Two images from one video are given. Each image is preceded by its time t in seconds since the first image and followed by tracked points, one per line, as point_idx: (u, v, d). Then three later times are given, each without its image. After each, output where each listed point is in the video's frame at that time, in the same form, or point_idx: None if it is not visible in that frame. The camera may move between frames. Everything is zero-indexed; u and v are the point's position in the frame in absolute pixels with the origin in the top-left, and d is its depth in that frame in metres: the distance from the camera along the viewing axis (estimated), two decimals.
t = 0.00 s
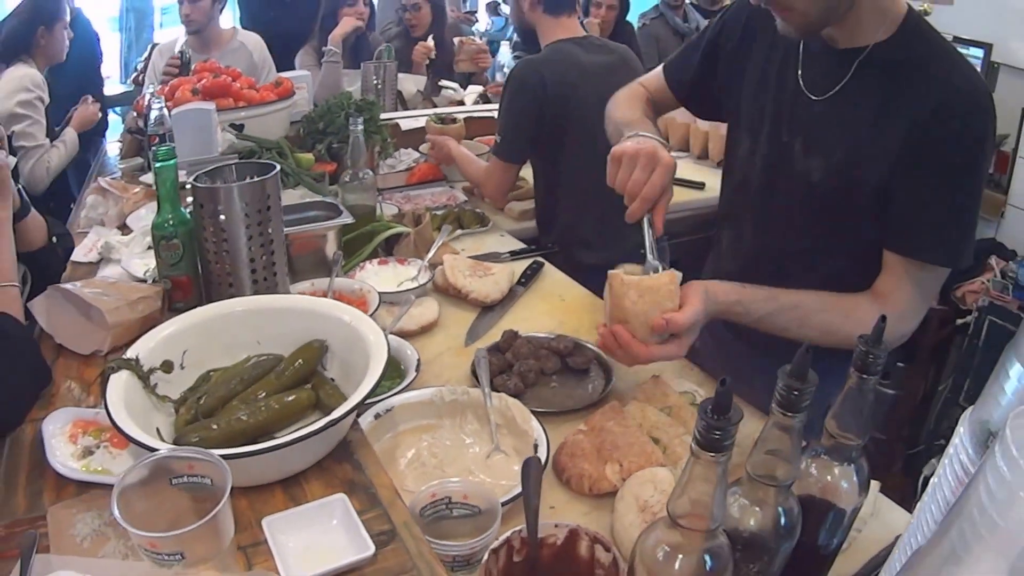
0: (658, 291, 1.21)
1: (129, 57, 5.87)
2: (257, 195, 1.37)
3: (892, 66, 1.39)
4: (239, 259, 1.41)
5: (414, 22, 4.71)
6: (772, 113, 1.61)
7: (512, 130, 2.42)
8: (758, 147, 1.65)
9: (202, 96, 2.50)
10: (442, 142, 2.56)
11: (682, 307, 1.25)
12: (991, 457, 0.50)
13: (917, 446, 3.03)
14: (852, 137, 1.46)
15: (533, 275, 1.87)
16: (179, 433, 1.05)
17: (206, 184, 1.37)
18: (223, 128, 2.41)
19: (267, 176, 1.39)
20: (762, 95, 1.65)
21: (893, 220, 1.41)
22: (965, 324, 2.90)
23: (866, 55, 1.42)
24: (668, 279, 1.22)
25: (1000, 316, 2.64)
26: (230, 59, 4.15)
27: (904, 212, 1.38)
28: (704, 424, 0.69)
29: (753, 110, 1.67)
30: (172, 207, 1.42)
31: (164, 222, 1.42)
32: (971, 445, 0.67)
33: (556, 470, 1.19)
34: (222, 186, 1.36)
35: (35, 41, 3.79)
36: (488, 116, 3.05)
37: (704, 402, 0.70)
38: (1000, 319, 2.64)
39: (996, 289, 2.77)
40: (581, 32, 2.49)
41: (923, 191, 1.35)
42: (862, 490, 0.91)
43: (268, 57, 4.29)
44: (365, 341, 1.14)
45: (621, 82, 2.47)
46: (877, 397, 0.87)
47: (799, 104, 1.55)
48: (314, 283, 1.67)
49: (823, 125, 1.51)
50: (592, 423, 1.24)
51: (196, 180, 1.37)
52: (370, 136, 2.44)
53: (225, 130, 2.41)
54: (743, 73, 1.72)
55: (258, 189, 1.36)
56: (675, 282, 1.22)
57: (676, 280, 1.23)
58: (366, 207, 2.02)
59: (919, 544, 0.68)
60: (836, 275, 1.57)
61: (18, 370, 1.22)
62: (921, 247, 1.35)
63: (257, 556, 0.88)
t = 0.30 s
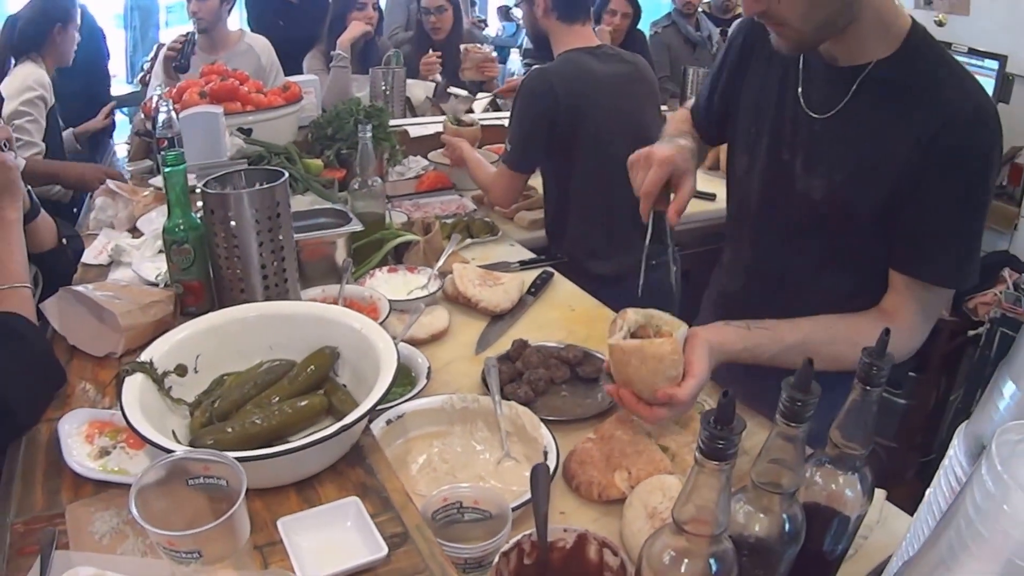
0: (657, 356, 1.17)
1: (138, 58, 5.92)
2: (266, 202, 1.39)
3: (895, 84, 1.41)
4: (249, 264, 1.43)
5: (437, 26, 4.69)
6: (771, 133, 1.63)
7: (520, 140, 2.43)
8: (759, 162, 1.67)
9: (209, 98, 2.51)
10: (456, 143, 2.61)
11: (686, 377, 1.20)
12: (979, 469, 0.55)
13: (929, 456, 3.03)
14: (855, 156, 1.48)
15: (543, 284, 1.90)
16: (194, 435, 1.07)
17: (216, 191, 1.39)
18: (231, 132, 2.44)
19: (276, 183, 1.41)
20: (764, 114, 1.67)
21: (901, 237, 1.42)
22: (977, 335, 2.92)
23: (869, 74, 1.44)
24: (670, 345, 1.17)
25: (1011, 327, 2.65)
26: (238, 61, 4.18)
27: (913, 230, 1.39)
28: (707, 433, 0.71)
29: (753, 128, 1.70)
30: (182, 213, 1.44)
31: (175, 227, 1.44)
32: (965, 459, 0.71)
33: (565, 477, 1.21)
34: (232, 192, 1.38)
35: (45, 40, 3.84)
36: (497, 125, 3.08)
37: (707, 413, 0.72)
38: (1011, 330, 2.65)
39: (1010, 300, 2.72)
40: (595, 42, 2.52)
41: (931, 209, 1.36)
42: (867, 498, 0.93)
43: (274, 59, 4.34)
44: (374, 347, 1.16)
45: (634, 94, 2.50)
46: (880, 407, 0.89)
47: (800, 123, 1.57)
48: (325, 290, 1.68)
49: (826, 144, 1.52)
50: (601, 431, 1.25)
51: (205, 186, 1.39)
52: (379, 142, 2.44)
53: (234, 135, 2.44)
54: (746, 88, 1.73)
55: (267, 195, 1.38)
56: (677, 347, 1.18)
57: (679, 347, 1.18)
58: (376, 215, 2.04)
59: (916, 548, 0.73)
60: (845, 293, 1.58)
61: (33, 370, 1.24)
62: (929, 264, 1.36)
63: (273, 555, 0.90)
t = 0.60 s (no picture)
0: (658, 373, 1.19)
1: (141, 58, 5.92)
2: (270, 204, 1.38)
3: (891, 92, 1.40)
4: (253, 267, 1.43)
5: (447, 29, 4.72)
6: (772, 140, 1.62)
7: (524, 149, 2.46)
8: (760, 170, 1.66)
9: (214, 100, 2.52)
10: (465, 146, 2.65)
11: (689, 394, 1.22)
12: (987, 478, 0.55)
13: (927, 462, 3.04)
14: (852, 164, 1.47)
15: (544, 289, 1.90)
16: (196, 437, 1.07)
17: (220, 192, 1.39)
18: (235, 134, 2.44)
19: (280, 186, 1.41)
20: (760, 122, 1.67)
21: (900, 244, 1.42)
22: (977, 342, 2.93)
23: (864, 82, 1.43)
24: (672, 360, 1.20)
25: (1011, 334, 2.66)
26: (243, 63, 4.19)
27: (912, 237, 1.39)
28: (712, 441, 0.71)
29: (754, 135, 1.69)
30: (186, 214, 1.45)
31: (179, 228, 1.45)
32: (970, 470, 0.72)
33: (566, 480, 1.21)
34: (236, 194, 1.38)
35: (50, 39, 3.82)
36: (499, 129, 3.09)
37: (711, 420, 0.72)
38: (1011, 337, 2.66)
39: (1010, 307, 2.71)
40: (601, 47, 2.53)
41: (930, 215, 1.36)
42: (868, 505, 0.93)
43: (279, 62, 4.36)
44: (378, 351, 1.16)
45: (638, 98, 2.50)
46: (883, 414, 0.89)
47: (797, 132, 1.56)
48: (326, 292, 1.68)
49: (822, 152, 1.52)
50: (602, 436, 1.25)
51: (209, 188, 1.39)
52: (383, 145, 2.44)
53: (238, 136, 2.44)
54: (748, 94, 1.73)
55: (271, 198, 1.38)
56: (679, 363, 1.21)
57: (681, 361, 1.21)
58: (378, 218, 2.04)
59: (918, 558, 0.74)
60: (844, 299, 1.58)
61: (35, 370, 1.24)
62: (928, 271, 1.36)
63: (274, 558, 0.91)
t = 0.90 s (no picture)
0: (653, 362, 1.19)
1: (140, 57, 5.91)
2: (270, 205, 1.39)
3: (898, 100, 1.41)
4: (252, 268, 1.44)
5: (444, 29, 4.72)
6: (776, 145, 1.64)
7: (538, 150, 2.48)
8: (760, 176, 1.67)
9: (213, 101, 2.53)
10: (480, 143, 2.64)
11: (687, 379, 1.21)
12: (996, 498, 0.56)
13: (913, 466, 3.06)
14: (854, 172, 1.49)
15: (541, 292, 1.90)
16: (194, 437, 1.07)
17: (220, 193, 1.39)
18: (234, 135, 2.44)
19: (280, 187, 1.41)
20: (767, 126, 1.68)
21: (898, 253, 1.43)
22: (967, 349, 2.95)
23: (873, 90, 1.44)
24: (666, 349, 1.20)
25: (1002, 342, 2.67)
26: (243, 64, 4.19)
27: (910, 246, 1.40)
28: (713, 449, 0.72)
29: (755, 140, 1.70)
30: (186, 214, 1.45)
31: (178, 229, 1.45)
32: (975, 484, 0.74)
33: (561, 484, 1.22)
34: (236, 195, 1.38)
35: (47, 38, 3.82)
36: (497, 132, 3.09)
37: (713, 428, 0.73)
38: (1003, 345, 2.67)
39: (1001, 315, 2.83)
40: (620, 52, 2.54)
41: (930, 226, 1.37)
42: (861, 512, 0.94)
43: (279, 64, 4.36)
44: (377, 356, 1.16)
45: (654, 104, 2.51)
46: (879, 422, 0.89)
47: (804, 138, 1.57)
48: (324, 293, 1.68)
49: (826, 158, 1.53)
50: (599, 440, 1.26)
51: (210, 189, 1.40)
52: (382, 147, 2.44)
53: (237, 137, 2.44)
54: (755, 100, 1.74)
55: (271, 199, 1.38)
56: (673, 351, 1.21)
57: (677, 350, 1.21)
58: (376, 220, 2.04)
59: (922, 567, 0.75)
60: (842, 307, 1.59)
61: (34, 370, 1.24)
62: (923, 282, 1.37)
63: (272, 561, 0.91)
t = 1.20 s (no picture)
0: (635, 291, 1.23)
1: (141, 57, 5.91)
2: (270, 207, 1.39)
3: (914, 113, 1.42)
4: (251, 269, 1.44)
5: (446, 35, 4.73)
6: (788, 150, 1.65)
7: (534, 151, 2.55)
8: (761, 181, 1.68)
9: (214, 101, 2.54)
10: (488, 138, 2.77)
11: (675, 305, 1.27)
12: (997, 509, 0.57)
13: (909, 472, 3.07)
14: (863, 178, 1.50)
15: (540, 295, 1.90)
16: (193, 439, 1.07)
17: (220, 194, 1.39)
18: (234, 136, 2.44)
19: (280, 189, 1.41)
20: (781, 129, 1.68)
21: (904, 266, 1.43)
22: (963, 356, 2.96)
23: (888, 101, 1.45)
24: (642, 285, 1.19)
25: (999, 350, 2.68)
26: (244, 65, 4.21)
27: (916, 260, 1.40)
28: (712, 455, 0.72)
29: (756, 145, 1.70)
30: (185, 215, 1.45)
31: (177, 229, 1.45)
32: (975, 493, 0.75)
33: (559, 488, 1.22)
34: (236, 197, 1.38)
35: (51, 38, 3.82)
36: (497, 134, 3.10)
37: (713, 435, 0.73)
38: (999, 353, 2.68)
39: (997, 324, 2.88)
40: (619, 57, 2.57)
41: (937, 240, 1.37)
42: (859, 519, 0.94)
43: (280, 65, 4.37)
44: (376, 358, 1.16)
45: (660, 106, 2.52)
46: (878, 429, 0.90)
47: (818, 145, 1.58)
48: (323, 294, 1.68)
49: (837, 163, 1.54)
50: (597, 444, 1.26)
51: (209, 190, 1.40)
52: (381, 149, 2.45)
53: (236, 138, 2.44)
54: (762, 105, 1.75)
55: (271, 200, 1.38)
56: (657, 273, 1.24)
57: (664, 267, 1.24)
58: (375, 222, 2.04)
59: None
60: (849, 319, 1.60)
61: (33, 370, 1.24)
62: (921, 290, 1.37)
63: (269, 563, 0.91)
